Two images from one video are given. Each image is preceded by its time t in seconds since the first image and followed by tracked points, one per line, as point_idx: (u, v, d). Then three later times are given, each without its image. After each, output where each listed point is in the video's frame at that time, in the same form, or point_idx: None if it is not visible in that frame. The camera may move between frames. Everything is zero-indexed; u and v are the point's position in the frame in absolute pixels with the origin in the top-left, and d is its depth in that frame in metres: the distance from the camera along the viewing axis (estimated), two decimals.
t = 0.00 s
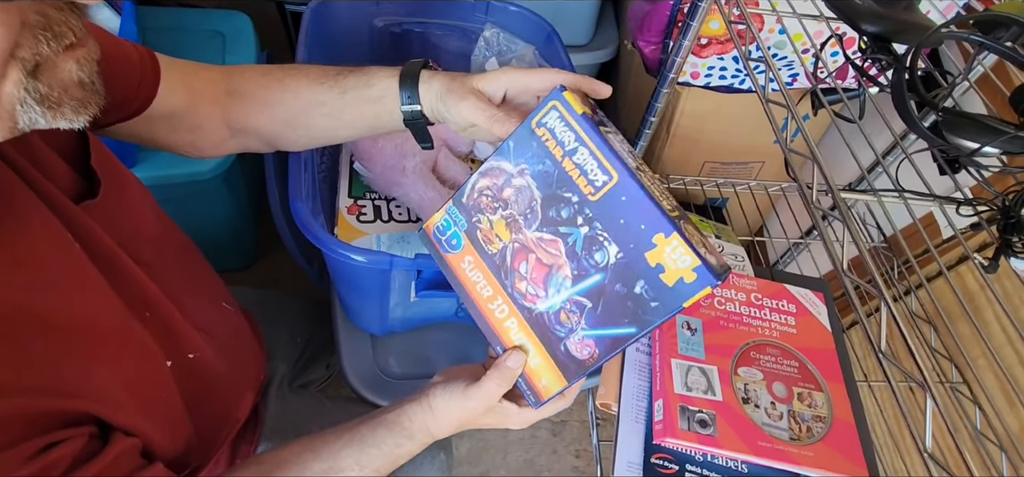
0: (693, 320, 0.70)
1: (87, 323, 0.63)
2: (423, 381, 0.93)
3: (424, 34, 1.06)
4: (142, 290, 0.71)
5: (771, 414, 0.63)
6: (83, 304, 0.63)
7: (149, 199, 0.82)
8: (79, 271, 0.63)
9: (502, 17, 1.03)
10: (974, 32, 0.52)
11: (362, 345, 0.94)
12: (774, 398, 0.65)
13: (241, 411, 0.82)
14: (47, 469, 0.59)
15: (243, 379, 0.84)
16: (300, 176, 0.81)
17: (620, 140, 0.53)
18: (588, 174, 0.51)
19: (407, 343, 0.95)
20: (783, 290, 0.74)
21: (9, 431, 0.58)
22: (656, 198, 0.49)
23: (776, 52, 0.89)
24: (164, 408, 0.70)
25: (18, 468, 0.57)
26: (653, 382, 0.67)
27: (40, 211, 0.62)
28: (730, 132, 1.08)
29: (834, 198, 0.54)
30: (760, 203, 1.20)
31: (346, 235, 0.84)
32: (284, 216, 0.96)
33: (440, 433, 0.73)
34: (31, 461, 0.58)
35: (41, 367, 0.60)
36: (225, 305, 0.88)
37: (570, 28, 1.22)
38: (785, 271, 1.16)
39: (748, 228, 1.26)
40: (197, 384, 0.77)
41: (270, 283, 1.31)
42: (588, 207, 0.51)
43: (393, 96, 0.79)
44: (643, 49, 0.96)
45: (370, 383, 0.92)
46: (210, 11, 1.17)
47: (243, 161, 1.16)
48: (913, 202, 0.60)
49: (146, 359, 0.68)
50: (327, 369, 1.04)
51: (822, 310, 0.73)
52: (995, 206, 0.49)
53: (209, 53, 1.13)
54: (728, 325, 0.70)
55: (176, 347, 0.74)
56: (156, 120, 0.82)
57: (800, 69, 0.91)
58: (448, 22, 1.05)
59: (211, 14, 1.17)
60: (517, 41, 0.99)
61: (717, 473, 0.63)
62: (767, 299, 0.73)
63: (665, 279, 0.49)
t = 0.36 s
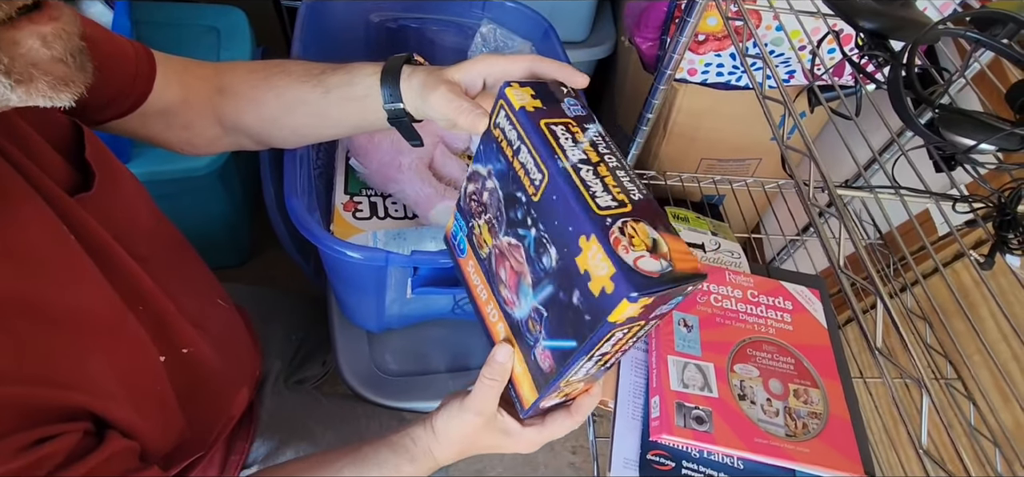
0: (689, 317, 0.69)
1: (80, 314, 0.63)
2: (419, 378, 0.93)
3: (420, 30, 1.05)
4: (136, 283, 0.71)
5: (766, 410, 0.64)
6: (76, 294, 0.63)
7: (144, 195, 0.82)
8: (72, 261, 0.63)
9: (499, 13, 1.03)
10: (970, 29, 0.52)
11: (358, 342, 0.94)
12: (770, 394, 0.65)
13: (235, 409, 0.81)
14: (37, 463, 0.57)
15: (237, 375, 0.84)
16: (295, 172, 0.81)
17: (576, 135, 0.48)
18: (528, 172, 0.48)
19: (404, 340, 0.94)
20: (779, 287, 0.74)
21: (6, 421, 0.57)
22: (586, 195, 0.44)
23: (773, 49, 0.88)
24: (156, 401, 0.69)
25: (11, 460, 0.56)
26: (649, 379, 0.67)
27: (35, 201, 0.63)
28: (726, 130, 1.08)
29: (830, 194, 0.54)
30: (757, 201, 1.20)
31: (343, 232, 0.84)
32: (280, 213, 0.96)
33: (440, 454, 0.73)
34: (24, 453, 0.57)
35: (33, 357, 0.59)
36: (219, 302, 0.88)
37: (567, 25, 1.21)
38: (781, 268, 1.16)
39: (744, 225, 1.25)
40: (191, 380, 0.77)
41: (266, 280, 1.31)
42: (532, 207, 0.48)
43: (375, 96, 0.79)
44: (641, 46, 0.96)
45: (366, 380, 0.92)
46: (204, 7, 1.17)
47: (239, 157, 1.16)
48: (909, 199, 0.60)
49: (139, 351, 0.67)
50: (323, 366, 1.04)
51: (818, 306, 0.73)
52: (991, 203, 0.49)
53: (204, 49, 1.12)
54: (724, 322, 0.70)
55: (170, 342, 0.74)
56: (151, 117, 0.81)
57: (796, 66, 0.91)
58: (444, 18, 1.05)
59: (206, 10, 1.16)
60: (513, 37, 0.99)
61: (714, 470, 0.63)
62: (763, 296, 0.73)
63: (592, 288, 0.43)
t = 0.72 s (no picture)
0: (686, 314, 0.69)
1: (75, 307, 0.62)
2: (415, 376, 0.92)
3: (417, 26, 1.05)
4: (132, 278, 0.70)
5: (763, 408, 0.64)
6: (71, 287, 0.62)
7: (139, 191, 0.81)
8: (66, 254, 0.63)
9: (497, 9, 1.02)
10: (968, 28, 0.52)
11: (355, 340, 0.94)
12: (767, 392, 0.65)
13: (231, 406, 0.80)
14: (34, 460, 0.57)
15: (234, 372, 0.83)
16: (292, 169, 0.80)
17: (562, 130, 0.47)
18: (513, 168, 0.48)
19: (401, 338, 0.94)
20: (775, 285, 0.74)
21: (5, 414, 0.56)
22: (556, 188, 0.43)
23: (771, 48, 0.88)
24: (153, 394, 0.68)
25: (7, 455, 0.55)
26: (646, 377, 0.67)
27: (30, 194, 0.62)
28: (722, 128, 1.08)
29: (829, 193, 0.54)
30: (753, 199, 1.20)
31: (339, 229, 0.83)
32: (276, 210, 0.96)
33: (440, 468, 0.74)
34: (21, 448, 0.56)
35: (27, 350, 0.58)
36: (215, 300, 0.87)
37: (564, 22, 1.21)
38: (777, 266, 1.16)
39: (740, 224, 1.25)
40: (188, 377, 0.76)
41: (261, 277, 1.30)
42: (516, 203, 0.48)
43: (366, 93, 0.78)
44: (639, 43, 0.96)
45: (363, 378, 0.92)
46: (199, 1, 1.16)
47: (233, 154, 1.15)
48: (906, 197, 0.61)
49: (134, 346, 0.66)
50: (319, 363, 1.03)
51: (814, 304, 0.73)
52: (988, 201, 0.49)
53: (198, 45, 1.11)
54: (721, 320, 0.70)
55: (166, 338, 0.74)
56: (145, 113, 0.81)
57: (794, 64, 0.91)
58: (441, 14, 1.04)
59: (200, 4, 1.15)
60: (511, 33, 0.99)
61: (709, 467, 0.64)
62: (760, 294, 0.73)
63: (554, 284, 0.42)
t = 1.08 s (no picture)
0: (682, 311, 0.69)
1: (60, 307, 0.61)
2: (409, 373, 0.92)
3: (411, 20, 1.03)
4: (118, 277, 0.69)
5: (759, 404, 0.64)
6: (56, 288, 0.61)
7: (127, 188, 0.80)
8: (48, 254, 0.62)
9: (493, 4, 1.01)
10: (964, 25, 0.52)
11: (350, 337, 0.93)
12: (763, 388, 0.65)
13: (223, 403, 0.80)
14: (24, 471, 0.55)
15: (225, 371, 0.82)
16: (285, 164, 0.79)
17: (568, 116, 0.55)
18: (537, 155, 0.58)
19: (396, 335, 0.94)
20: (771, 282, 0.74)
21: None
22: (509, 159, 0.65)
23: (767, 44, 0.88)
24: (143, 395, 0.67)
25: None
26: (643, 373, 0.67)
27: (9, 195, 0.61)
28: (718, 124, 1.08)
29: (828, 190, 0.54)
30: (748, 195, 1.20)
31: (333, 225, 0.83)
32: (269, 206, 0.95)
33: None
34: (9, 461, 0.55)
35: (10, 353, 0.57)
36: (205, 298, 0.86)
37: (559, 18, 1.20)
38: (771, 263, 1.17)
39: (735, 220, 1.25)
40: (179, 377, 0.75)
41: (254, 275, 1.28)
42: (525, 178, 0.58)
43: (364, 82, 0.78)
44: (634, 39, 0.95)
45: (358, 376, 0.91)
46: None
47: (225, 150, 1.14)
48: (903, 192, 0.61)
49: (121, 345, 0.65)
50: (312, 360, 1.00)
51: (809, 301, 0.73)
52: (985, 197, 0.49)
53: (189, 39, 1.10)
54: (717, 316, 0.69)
55: (155, 337, 0.72)
56: (134, 106, 0.79)
57: (790, 61, 0.90)
58: (436, 9, 1.03)
59: None
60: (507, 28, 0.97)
61: (706, 462, 0.64)
62: (755, 290, 0.73)
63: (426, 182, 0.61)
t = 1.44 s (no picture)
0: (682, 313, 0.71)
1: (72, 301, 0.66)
2: (410, 374, 0.89)
3: (410, 22, 1.03)
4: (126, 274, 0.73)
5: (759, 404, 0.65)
6: (67, 285, 0.66)
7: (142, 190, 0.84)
8: (55, 251, 0.66)
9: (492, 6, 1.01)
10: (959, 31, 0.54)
11: (349, 337, 0.91)
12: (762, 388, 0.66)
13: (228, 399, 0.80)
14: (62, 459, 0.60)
15: (230, 370, 0.82)
16: (285, 163, 0.79)
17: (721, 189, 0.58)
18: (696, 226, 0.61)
19: (396, 336, 0.92)
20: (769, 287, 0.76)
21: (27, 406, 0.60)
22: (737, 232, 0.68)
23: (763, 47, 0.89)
24: (148, 388, 0.70)
25: (42, 447, 0.58)
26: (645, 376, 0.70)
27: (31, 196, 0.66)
28: (714, 126, 1.09)
29: (829, 193, 0.55)
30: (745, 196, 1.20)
31: (333, 226, 0.83)
32: (268, 205, 0.95)
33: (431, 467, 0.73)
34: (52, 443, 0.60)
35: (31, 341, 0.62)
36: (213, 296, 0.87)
37: (556, 19, 1.21)
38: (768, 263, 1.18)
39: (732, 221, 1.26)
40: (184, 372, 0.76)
41: (252, 276, 1.28)
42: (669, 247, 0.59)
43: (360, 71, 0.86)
44: (633, 42, 0.95)
45: (357, 377, 0.88)
46: None
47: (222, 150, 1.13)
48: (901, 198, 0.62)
49: (128, 339, 0.69)
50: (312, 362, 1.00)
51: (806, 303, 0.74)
52: (982, 201, 0.49)
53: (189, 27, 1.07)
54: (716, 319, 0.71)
55: (161, 333, 0.75)
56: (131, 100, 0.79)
57: (786, 64, 0.91)
58: (434, 10, 1.02)
59: None
60: (506, 29, 1.00)
61: (706, 462, 0.66)
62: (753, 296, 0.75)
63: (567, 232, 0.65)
